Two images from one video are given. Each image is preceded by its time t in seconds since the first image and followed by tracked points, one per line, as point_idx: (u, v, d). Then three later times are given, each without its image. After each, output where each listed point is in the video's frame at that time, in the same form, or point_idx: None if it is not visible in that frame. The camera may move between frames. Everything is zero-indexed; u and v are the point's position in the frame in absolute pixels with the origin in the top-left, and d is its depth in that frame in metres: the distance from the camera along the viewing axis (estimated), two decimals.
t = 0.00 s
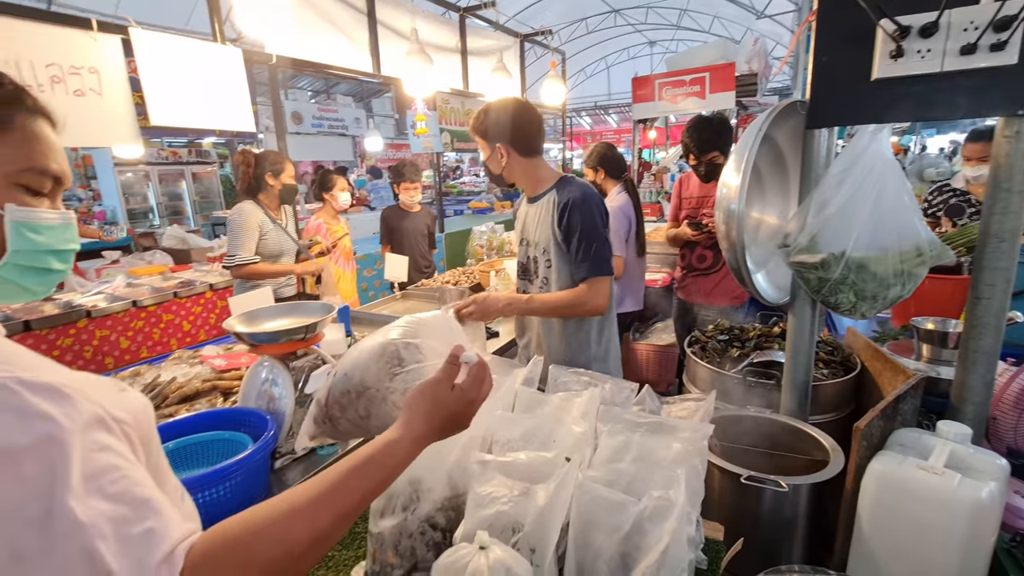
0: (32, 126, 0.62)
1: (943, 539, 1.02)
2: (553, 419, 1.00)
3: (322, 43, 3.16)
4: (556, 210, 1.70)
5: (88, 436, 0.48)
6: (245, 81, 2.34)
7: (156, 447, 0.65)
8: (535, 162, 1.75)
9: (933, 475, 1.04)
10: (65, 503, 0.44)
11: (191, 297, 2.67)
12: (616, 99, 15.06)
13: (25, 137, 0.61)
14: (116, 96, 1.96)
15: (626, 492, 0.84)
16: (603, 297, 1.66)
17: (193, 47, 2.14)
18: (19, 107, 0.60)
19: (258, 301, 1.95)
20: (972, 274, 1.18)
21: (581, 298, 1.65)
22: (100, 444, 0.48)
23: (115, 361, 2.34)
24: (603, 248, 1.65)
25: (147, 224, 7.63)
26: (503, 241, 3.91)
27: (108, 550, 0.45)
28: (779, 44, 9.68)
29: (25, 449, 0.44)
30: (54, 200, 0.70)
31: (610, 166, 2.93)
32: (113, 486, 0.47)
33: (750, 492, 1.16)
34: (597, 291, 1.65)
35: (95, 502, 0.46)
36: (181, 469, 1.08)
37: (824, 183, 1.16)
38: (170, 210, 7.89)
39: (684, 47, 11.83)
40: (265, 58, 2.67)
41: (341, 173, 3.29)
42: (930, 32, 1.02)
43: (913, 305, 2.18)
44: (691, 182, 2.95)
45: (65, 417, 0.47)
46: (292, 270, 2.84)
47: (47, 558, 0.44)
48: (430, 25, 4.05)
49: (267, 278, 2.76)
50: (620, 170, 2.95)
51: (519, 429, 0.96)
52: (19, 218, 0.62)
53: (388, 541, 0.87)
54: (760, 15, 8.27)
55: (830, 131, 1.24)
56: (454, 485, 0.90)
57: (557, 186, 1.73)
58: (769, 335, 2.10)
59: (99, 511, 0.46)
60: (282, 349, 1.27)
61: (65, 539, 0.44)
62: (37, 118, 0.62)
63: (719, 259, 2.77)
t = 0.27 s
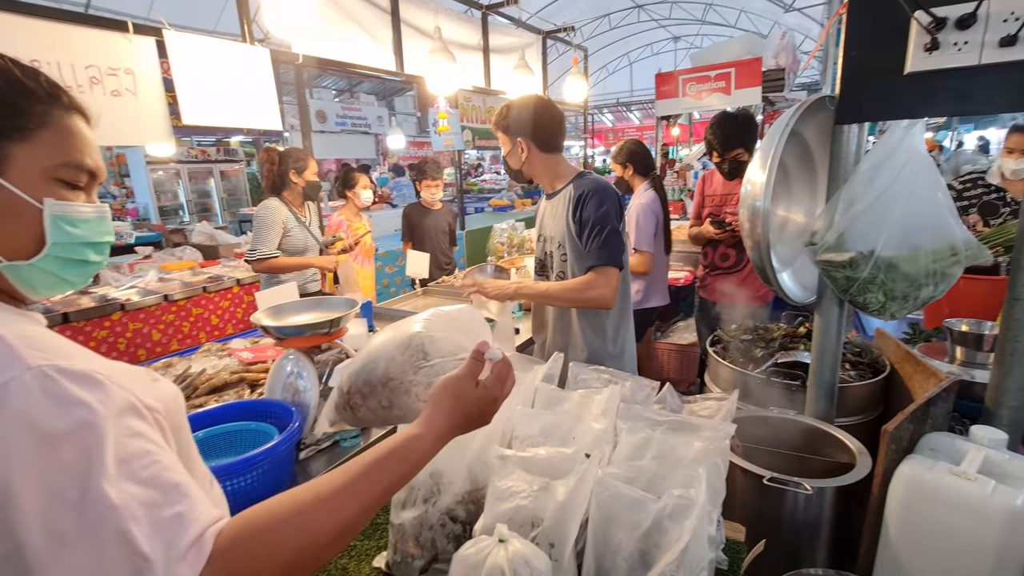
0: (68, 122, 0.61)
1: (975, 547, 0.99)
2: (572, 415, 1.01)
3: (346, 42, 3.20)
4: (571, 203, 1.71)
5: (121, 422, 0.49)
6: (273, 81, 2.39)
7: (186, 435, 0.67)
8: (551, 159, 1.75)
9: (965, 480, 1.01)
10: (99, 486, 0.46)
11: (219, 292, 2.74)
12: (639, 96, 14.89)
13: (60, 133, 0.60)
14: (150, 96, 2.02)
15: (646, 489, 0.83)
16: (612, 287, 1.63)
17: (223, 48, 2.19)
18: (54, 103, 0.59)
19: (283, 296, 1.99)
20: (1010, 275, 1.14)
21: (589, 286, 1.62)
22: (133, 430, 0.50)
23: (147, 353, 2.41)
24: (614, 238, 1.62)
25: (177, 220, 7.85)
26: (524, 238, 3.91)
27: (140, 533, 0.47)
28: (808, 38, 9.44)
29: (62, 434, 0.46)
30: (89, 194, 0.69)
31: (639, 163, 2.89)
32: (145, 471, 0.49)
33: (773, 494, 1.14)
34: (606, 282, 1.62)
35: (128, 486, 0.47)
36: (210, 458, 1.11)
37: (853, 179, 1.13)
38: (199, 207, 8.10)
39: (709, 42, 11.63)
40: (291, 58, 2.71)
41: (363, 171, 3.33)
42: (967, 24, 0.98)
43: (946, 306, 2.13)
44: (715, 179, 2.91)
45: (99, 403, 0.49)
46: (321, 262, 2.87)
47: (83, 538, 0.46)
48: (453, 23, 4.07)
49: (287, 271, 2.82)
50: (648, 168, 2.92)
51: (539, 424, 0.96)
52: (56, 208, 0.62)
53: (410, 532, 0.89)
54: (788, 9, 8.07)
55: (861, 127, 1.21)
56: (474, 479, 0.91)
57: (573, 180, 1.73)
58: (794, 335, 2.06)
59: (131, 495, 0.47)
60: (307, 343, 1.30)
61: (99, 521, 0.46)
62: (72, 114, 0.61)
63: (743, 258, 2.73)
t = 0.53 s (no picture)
0: (84, 117, 0.61)
1: (998, 552, 0.97)
2: (585, 411, 1.00)
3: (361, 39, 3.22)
4: (564, 199, 1.70)
5: (140, 410, 0.51)
6: (289, 78, 2.41)
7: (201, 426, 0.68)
8: (551, 159, 1.74)
9: (988, 482, 0.99)
10: (119, 470, 0.47)
11: (237, 287, 2.77)
12: (654, 91, 14.74)
13: (76, 128, 0.61)
14: (170, 94, 2.06)
15: (659, 486, 0.83)
16: (588, 289, 1.62)
17: (240, 46, 2.22)
18: (69, 98, 0.60)
19: (299, 291, 2.01)
20: None
21: (564, 290, 1.63)
22: (151, 415, 0.52)
23: (167, 347, 2.47)
24: (599, 238, 1.61)
25: (196, 217, 7.97)
26: (537, 235, 3.91)
27: (161, 511, 0.48)
28: (828, 31, 9.25)
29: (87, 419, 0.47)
30: (106, 189, 0.70)
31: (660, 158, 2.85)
32: (163, 453, 0.50)
33: (789, 494, 1.13)
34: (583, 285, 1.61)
35: (148, 469, 0.48)
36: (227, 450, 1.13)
37: (874, 175, 1.11)
38: (218, 204, 8.22)
39: (726, 36, 11.47)
40: (307, 56, 2.74)
41: (375, 168, 3.34)
42: (994, 14, 0.94)
43: (970, 305, 2.08)
44: (731, 175, 2.86)
45: (117, 392, 0.50)
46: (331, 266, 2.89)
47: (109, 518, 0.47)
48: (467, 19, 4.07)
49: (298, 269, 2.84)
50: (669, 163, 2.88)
51: (552, 420, 0.96)
52: (74, 204, 0.63)
53: (423, 526, 0.89)
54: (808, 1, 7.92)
55: (882, 123, 1.18)
56: (487, 473, 0.92)
57: (571, 177, 1.71)
58: (812, 334, 2.03)
59: (152, 474, 0.48)
60: (323, 337, 1.31)
61: (122, 501, 0.47)
62: (87, 109, 0.62)
63: (760, 255, 2.69)
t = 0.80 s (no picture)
0: (85, 111, 0.61)
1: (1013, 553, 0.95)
2: (592, 407, 1.00)
3: (370, 35, 3.22)
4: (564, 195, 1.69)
5: (146, 391, 0.49)
6: (298, 74, 2.42)
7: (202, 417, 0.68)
8: (552, 155, 1.73)
9: (1002, 482, 0.97)
10: (126, 446, 0.45)
11: (247, 282, 2.78)
12: (665, 87, 14.62)
13: (76, 122, 0.60)
14: (180, 89, 2.07)
15: (666, 484, 0.82)
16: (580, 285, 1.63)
17: (249, 41, 2.22)
18: (69, 92, 0.59)
19: (307, 286, 2.02)
20: None
21: (554, 287, 1.64)
22: (157, 397, 0.50)
23: (179, 341, 2.49)
24: (596, 234, 1.60)
25: (207, 213, 8.04)
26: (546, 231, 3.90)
27: (171, 484, 0.46)
28: (842, 24, 9.11)
29: (91, 397, 0.46)
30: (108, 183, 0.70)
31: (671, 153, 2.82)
32: (171, 430, 0.49)
33: (799, 493, 1.11)
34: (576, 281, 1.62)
35: (156, 444, 0.47)
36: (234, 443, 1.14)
37: (889, 169, 1.08)
38: (229, 200, 8.28)
39: (738, 31, 11.33)
40: (316, 52, 2.74)
41: (378, 164, 3.34)
42: (1015, 4, 0.93)
43: (986, 302, 2.04)
44: (741, 171, 2.83)
45: (120, 374, 0.49)
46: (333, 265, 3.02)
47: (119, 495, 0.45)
48: (475, 14, 4.06)
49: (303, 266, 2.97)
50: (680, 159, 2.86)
51: (558, 416, 0.95)
52: (73, 199, 0.64)
53: (428, 521, 0.89)
54: None
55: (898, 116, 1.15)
56: (492, 469, 0.91)
57: (572, 174, 1.71)
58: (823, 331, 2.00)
59: (159, 449, 0.47)
60: (330, 331, 1.31)
61: (131, 477, 0.45)
62: (88, 102, 0.62)
63: (770, 252, 2.66)
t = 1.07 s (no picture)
0: (107, 112, 0.61)
1: None
2: (599, 404, 0.99)
3: (380, 32, 3.23)
4: (575, 195, 1.67)
5: (151, 382, 0.50)
6: (308, 71, 2.43)
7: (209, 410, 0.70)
8: (561, 152, 1.73)
9: (1016, 485, 0.96)
10: (128, 436, 0.46)
11: (257, 278, 2.81)
12: (676, 84, 14.51)
13: (97, 123, 0.61)
14: (192, 86, 2.09)
15: (673, 482, 0.82)
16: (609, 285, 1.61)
17: (261, 38, 2.24)
18: (94, 93, 0.60)
19: (316, 282, 2.04)
20: None
21: (586, 288, 1.62)
22: (161, 387, 0.51)
23: (190, 335, 2.52)
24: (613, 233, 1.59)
25: (219, 210, 8.12)
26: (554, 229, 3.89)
27: (171, 475, 0.46)
28: (857, 21, 8.99)
29: (95, 386, 0.46)
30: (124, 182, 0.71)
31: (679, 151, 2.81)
32: (174, 421, 0.49)
33: (808, 494, 1.10)
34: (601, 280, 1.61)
35: (157, 434, 0.47)
36: (242, 437, 1.14)
37: (904, 166, 1.07)
38: (241, 197, 8.35)
39: (750, 27, 11.22)
40: (326, 48, 2.76)
41: (384, 161, 3.34)
42: None
43: (1001, 303, 2.01)
44: (752, 169, 2.80)
45: (126, 364, 0.49)
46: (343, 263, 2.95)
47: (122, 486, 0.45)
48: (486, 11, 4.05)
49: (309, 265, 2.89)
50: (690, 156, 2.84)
51: (565, 413, 0.95)
52: (91, 197, 0.64)
53: (434, 516, 0.89)
54: None
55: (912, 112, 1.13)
56: (498, 464, 0.91)
57: (580, 173, 1.69)
58: (835, 331, 1.97)
59: (162, 437, 0.47)
60: (338, 327, 1.32)
61: (135, 467, 0.45)
62: (111, 104, 0.62)
63: (780, 250, 2.63)
